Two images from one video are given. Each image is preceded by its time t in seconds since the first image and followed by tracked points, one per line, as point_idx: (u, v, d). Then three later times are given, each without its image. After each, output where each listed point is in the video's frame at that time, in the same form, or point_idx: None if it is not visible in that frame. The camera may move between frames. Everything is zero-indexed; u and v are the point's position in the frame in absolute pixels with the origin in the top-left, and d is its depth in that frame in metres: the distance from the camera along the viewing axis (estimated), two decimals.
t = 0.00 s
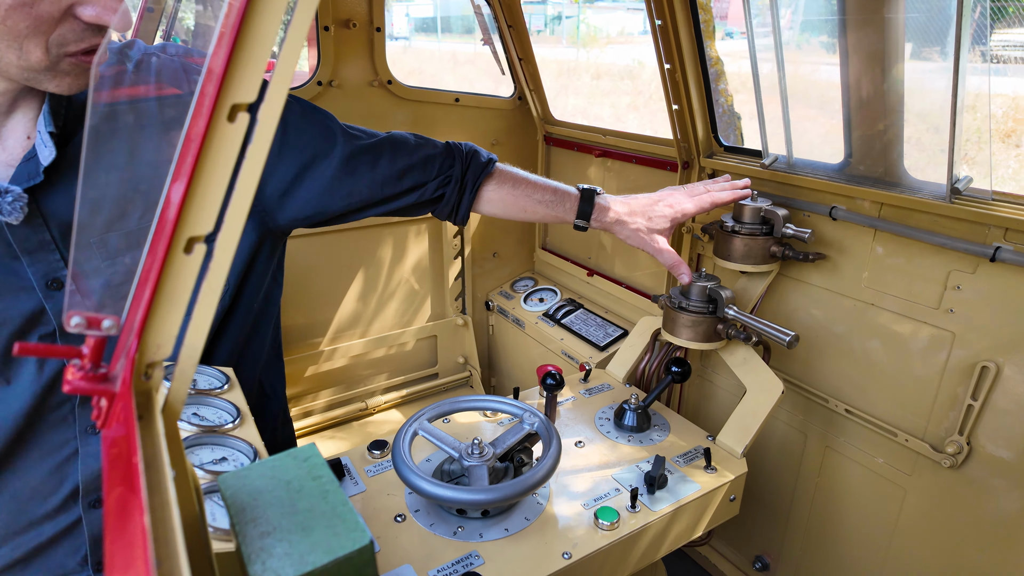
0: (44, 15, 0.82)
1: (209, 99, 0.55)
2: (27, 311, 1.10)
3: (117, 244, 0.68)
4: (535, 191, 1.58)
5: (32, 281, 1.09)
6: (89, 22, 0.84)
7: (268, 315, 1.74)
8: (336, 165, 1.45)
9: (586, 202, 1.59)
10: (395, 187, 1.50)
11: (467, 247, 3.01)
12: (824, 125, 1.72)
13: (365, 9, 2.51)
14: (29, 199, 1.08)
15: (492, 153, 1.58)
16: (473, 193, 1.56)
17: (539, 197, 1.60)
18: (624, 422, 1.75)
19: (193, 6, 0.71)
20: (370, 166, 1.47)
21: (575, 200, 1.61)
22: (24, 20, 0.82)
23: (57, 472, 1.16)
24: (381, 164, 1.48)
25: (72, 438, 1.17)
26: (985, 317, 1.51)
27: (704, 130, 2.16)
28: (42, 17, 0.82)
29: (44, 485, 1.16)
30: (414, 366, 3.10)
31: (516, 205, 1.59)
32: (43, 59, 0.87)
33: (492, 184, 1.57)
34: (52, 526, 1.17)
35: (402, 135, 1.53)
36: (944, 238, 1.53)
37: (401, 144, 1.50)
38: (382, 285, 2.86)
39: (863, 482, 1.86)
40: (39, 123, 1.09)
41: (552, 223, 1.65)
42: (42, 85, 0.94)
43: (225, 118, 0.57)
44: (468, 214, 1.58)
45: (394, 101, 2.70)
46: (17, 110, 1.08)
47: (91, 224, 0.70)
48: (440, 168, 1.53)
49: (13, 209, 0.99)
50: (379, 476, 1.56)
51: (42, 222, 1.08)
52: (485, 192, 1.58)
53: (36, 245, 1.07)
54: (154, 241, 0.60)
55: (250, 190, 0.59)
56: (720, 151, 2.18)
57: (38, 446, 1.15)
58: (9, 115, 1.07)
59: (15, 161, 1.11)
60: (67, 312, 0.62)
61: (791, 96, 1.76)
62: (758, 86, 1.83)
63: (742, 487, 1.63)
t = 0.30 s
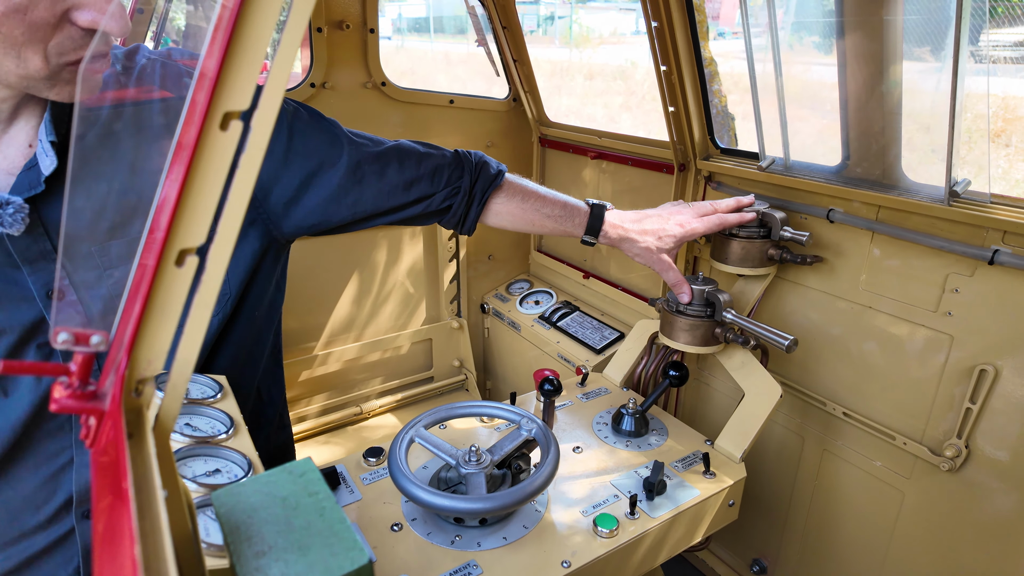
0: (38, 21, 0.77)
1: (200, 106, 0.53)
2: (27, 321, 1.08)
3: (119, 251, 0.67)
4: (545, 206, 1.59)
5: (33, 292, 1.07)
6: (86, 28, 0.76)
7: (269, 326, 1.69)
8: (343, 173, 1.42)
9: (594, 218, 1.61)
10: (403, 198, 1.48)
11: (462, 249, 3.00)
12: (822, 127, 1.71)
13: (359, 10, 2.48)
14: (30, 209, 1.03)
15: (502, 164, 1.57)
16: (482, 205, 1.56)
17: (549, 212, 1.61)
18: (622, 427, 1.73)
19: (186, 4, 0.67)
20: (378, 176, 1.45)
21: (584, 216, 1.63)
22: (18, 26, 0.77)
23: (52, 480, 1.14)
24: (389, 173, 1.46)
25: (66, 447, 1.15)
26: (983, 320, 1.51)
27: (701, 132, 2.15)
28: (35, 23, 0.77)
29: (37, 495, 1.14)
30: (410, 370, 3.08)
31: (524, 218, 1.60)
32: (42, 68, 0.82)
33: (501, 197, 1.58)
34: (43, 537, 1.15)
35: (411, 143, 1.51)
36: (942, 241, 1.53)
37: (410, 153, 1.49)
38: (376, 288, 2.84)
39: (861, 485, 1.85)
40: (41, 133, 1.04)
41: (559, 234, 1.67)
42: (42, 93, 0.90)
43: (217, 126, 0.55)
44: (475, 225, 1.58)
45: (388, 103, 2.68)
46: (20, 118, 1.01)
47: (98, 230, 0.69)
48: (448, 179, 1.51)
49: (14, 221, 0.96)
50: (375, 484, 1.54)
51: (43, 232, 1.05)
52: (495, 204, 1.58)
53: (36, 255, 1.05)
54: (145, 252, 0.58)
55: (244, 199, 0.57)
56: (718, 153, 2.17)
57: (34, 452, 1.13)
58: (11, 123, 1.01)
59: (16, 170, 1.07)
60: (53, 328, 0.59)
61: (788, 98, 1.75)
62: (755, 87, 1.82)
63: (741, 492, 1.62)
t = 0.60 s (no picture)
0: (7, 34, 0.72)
1: (188, 121, 0.51)
2: (6, 338, 1.04)
3: (101, 267, 0.65)
4: (538, 208, 1.60)
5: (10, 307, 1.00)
6: (63, 42, 0.75)
7: (256, 334, 1.67)
8: (332, 179, 1.40)
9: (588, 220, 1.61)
10: (394, 204, 1.47)
11: (455, 253, 2.98)
12: (817, 131, 1.71)
13: (350, 13, 2.46)
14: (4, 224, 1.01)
15: (495, 167, 1.55)
16: (474, 209, 1.54)
17: (542, 214, 1.61)
18: (618, 434, 1.72)
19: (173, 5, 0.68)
20: (368, 182, 1.43)
21: (577, 216, 1.63)
22: None
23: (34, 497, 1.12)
24: (379, 179, 1.44)
25: (50, 464, 1.12)
26: (977, 324, 1.50)
27: (695, 136, 2.15)
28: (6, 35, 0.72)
29: (18, 512, 1.11)
30: (402, 375, 3.06)
31: (517, 220, 1.60)
32: (11, 80, 0.77)
33: (495, 199, 1.57)
34: (27, 554, 1.12)
35: (400, 147, 1.50)
36: (937, 246, 1.53)
37: (400, 157, 1.47)
38: (369, 293, 2.82)
39: (856, 490, 1.85)
40: (17, 145, 0.99)
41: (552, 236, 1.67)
42: (14, 107, 0.83)
43: (206, 142, 0.53)
44: (467, 228, 1.56)
45: (380, 106, 2.66)
46: None
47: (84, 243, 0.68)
48: (439, 184, 1.50)
49: None
50: (369, 494, 1.52)
51: (19, 246, 1.02)
52: (488, 208, 1.57)
53: (13, 269, 1.01)
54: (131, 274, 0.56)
55: (235, 217, 0.55)
56: (711, 157, 2.17)
57: (16, 470, 1.10)
58: None
59: None
60: (36, 354, 0.59)
61: (782, 103, 1.75)
62: (749, 90, 1.81)
63: (737, 499, 1.61)
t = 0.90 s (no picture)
0: None
1: (173, 128, 0.50)
2: None
3: (80, 276, 0.65)
4: (501, 239, 1.58)
5: None
6: (32, 39, 0.71)
7: (241, 341, 1.66)
8: (307, 196, 1.38)
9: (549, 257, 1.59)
10: (364, 225, 1.46)
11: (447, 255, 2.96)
12: (810, 133, 1.71)
13: (339, 13, 2.43)
14: None
15: (464, 196, 1.58)
16: (442, 237, 1.54)
17: (505, 247, 1.59)
18: (613, 437, 1.71)
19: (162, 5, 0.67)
20: (341, 200, 1.42)
21: (543, 252, 1.60)
22: None
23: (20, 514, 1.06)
24: (352, 201, 1.43)
25: (34, 477, 1.09)
26: (970, 325, 1.50)
27: (687, 137, 2.15)
28: None
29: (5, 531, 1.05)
30: (395, 379, 3.03)
31: (482, 252, 1.58)
32: None
33: (461, 228, 1.57)
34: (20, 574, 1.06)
35: (374, 171, 1.51)
36: (930, 247, 1.53)
37: (373, 181, 1.48)
38: (360, 295, 2.79)
39: (851, 490, 1.85)
40: None
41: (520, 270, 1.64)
42: None
43: (193, 149, 0.51)
44: (437, 254, 1.55)
45: (370, 107, 2.63)
46: None
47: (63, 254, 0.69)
48: (410, 211, 1.51)
49: None
50: (362, 501, 1.50)
51: None
52: (453, 237, 1.57)
53: None
54: (115, 286, 0.54)
55: (223, 225, 0.53)
56: (704, 158, 2.17)
57: None
58: None
59: None
60: (15, 369, 0.59)
61: (775, 104, 1.74)
62: (742, 89, 1.80)
63: (733, 502, 1.61)
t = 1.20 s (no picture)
0: None
1: (157, 126, 0.48)
2: None
3: (60, 282, 0.63)
4: (495, 255, 1.57)
5: None
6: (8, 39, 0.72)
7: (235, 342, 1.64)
8: (294, 203, 1.36)
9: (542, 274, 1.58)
10: (354, 233, 1.45)
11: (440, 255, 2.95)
12: (802, 131, 1.70)
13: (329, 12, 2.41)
14: None
15: (459, 210, 1.57)
16: (434, 249, 1.53)
17: (499, 262, 1.58)
18: (606, 436, 1.71)
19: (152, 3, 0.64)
20: (330, 207, 1.40)
21: (536, 268, 1.60)
22: None
23: None
24: (342, 208, 1.42)
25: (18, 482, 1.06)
26: (962, 322, 1.51)
27: (680, 136, 2.14)
28: None
29: None
30: (388, 380, 3.02)
31: (474, 266, 1.57)
32: None
33: (455, 241, 1.56)
34: None
35: (367, 180, 1.49)
36: (923, 245, 1.53)
37: (365, 189, 1.46)
38: (352, 296, 2.78)
39: (845, 488, 1.85)
40: None
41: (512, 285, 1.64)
42: None
43: (178, 146, 0.50)
44: (429, 265, 1.54)
45: (361, 106, 2.61)
46: None
47: (44, 259, 0.67)
48: (402, 221, 1.49)
49: None
50: (355, 504, 1.49)
51: None
52: (446, 251, 1.56)
53: None
54: (98, 287, 0.53)
55: (210, 224, 0.52)
56: (696, 157, 2.17)
57: None
58: None
59: None
60: None
61: (768, 102, 1.74)
62: (734, 90, 1.80)
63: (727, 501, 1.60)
